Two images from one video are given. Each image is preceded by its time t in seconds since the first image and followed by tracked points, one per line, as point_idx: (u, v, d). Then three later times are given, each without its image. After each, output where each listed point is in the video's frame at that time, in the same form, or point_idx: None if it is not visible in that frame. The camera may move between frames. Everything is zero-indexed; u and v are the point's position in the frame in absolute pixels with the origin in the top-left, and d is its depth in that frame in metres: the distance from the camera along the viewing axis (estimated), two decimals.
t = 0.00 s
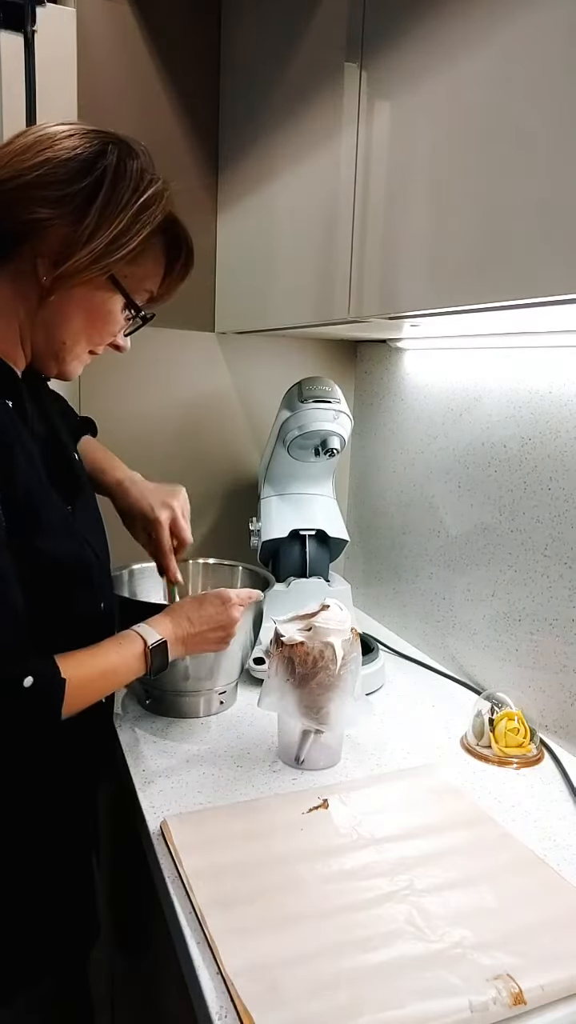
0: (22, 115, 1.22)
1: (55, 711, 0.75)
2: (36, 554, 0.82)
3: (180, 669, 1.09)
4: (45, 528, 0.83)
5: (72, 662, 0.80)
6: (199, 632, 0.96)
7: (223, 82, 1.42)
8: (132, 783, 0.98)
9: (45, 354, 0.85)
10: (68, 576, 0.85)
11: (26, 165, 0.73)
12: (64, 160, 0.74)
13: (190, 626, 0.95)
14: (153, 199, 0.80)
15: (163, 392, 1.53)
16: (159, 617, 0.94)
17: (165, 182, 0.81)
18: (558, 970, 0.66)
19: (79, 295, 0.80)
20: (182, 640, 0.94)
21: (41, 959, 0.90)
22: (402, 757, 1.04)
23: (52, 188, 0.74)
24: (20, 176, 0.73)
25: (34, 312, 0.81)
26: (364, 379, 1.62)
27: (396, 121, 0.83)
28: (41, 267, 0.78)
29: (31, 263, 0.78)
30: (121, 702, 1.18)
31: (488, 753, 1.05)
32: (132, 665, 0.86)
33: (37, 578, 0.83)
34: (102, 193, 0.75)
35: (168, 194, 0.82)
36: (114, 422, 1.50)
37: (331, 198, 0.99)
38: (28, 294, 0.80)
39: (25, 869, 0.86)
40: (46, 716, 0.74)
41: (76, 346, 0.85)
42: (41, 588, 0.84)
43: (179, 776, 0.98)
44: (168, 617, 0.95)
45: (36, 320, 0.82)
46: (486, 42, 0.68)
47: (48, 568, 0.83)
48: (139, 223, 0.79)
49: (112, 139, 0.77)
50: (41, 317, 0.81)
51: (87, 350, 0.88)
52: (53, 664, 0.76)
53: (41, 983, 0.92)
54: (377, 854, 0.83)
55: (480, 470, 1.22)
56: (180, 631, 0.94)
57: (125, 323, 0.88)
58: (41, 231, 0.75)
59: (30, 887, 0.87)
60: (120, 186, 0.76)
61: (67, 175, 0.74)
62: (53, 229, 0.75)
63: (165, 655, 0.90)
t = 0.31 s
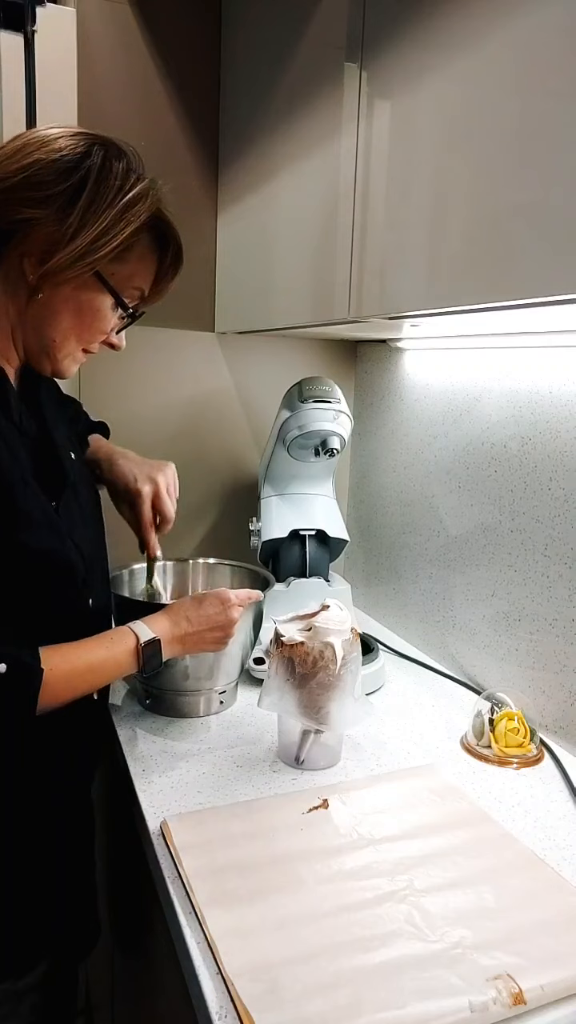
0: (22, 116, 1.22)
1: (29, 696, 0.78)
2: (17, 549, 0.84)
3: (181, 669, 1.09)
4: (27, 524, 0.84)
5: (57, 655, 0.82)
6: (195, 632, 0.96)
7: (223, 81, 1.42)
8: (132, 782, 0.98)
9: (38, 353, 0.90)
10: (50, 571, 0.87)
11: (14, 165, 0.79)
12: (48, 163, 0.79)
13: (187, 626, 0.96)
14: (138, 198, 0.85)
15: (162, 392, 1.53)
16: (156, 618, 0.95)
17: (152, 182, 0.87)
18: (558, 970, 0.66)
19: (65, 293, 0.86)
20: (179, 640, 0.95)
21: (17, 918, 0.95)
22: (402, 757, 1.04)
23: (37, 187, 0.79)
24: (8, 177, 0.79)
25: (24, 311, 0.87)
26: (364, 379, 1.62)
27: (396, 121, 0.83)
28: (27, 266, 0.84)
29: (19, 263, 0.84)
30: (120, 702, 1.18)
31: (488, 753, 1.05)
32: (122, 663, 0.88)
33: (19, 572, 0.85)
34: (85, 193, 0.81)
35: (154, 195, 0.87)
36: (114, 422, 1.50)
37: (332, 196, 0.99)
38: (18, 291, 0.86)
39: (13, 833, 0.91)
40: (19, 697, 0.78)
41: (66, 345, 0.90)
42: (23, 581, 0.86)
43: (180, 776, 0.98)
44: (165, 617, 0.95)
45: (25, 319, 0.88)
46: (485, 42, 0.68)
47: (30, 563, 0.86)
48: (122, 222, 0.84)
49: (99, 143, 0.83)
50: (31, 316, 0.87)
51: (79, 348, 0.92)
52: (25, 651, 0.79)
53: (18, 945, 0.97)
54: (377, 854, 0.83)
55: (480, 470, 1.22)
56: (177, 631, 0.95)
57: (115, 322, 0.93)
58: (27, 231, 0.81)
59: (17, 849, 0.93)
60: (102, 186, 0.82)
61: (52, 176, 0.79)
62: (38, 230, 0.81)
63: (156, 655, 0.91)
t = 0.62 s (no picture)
0: (22, 116, 1.22)
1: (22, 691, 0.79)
2: (8, 542, 0.84)
3: (181, 669, 1.09)
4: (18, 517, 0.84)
5: (50, 646, 0.83)
6: (194, 632, 0.96)
7: (223, 81, 1.42)
8: (132, 782, 0.98)
9: (33, 353, 0.91)
10: (41, 567, 0.87)
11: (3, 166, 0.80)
12: (37, 162, 0.80)
13: (185, 626, 0.96)
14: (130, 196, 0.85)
15: (162, 392, 1.53)
16: (154, 617, 0.95)
17: (143, 180, 0.87)
18: (558, 970, 0.66)
19: (56, 293, 0.86)
20: (176, 640, 0.95)
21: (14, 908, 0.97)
22: (402, 757, 1.04)
23: (26, 187, 0.80)
24: None
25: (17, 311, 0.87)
26: (364, 379, 1.62)
27: (396, 121, 0.83)
28: (18, 266, 0.84)
29: (10, 263, 0.85)
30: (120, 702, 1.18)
31: (488, 753, 1.05)
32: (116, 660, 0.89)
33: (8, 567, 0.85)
34: (74, 193, 0.81)
35: (145, 193, 0.88)
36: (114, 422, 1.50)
37: (333, 195, 0.99)
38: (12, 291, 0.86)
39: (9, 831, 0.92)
40: (9, 692, 0.78)
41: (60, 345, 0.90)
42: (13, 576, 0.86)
43: (180, 776, 0.98)
44: (164, 617, 0.95)
45: (19, 319, 0.88)
46: (485, 42, 0.68)
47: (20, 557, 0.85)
48: (113, 221, 0.84)
49: (90, 142, 0.83)
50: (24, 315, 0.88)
51: (74, 348, 0.93)
52: (17, 646, 0.79)
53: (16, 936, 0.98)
54: (377, 854, 0.83)
55: (480, 470, 1.22)
56: (174, 630, 0.95)
57: (110, 322, 0.92)
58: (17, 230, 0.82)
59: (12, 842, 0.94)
60: (91, 185, 0.82)
61: (41, 176, 0.80)
62: (28, 230, 0.82)
63: (152, 656, 0.91)
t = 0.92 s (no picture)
0: (22, 115, 1.23)
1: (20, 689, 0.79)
2: (5, 538, 0.84)
3: (181, 669, 1.09)
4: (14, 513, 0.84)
5: (48, 644, 0.83)
6: (194, 633, 0.96)
7: (223, 81, 1.42)
8: (132, 782, 0.98)
9: (30, 353, 0.91)
10: (39, 563, 0.87)
11: None
12: (33, 162, 0.80)
13: (185, 626, 0.96)
14: (125, 195, 0.85)
15: (162, 392, 1.53)
16: (155, 617, 0.94)
17: (139, 180, 0.87)
18: (558, 970, 0.66)
19: (52, 293, 0.86)
20: (176, 640, 0.95)
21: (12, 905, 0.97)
22: (402, 757, 1.04)
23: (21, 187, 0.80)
24: None
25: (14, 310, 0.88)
26: (364, 379, 1.62)
27: (396, 122, 0.83)
28: (14, 265, 0.85)
29: (6, 263, 0.85)
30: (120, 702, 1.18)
31: (488, 753, 1.05)
32: (114, 656, 0.88)
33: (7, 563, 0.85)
34: (68, 193, 0.81)
35: (141, 194, 0.88)
36: (114, 421, 1.50)
37: (332, 194, 0.99)
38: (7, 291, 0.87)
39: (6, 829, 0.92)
40: (6, 691, 0.78)
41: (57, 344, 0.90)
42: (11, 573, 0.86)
43: (180, 776, 0.98)
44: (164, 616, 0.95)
45: (15, 319, 0.88)
46: (485, 42, 0.68)
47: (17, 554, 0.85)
48: (107, 220, 0.84)
49: (85, 142, 0.84)
50: (20, 315, 0.88)
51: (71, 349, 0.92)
52: (16, 642, 0.80)
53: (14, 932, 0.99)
54: (377, 854, 0.83)
55: (480, 470, 1.22)
56: (175, 630, 0.95)
57: (107, 322, 0.92)
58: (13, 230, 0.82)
59: (10, 841, 0.94)
60: (86, 185, 0.82)
61: (36, 176, 0.80)
62: (25, 229, 0.82)
63: (151, 656, 0.91)
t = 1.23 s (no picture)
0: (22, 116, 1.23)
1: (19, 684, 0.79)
2: (4, 535, 0.84)
3: (181, 669, 1.09)
4: (13, 511, 0.84)
5: (46, 642, 0.83)
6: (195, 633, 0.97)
7: (223, 81, 1.42)
8: (132, 783, 0.98)
9: (24, 353, 0.91)
10: (38, 559, 0.88)
11: None
12: (27, 162, 0.80)
13: (187, 626, 0.96)
14: (119, 196, 0.85)
15: (162, 392, 1.53)
16: (155, 617, 0.94)
17: (133, 181, 0.87)
18: (558, 970, 0.66)
19: (46, 293, 0.86)
20: (177, 640, 0.95)
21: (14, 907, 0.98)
22: (402, 757, 1.04)
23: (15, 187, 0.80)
24: None
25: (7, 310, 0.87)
26: (364, 379, 1.62)
27: (396, 122, 0.83)
28: (8, 265, 0.85)
29: None
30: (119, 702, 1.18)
31: (488, 753, 1.05)
32: (113, 656, 0.88)
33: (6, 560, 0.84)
34: (62, 195, 0.81)
35: (135, 194, 0.87)
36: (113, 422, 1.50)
37: (333, 194, 0.99)
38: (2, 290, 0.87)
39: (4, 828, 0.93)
40: (2, 691, 0.77)
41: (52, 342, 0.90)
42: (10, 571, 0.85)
43: (180, 776, 0.98)
44: (164, 616, 0.95)
45: (9, 319, 0.88)
46: (485, 43, 0.68)
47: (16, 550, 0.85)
48: (101, 220, 0.84)
49: (79, 143, 0.84)
50: (14, 315, 0.87)
51: (65, 349, 0.92)
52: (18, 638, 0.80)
53: (15, 933, 0.99)
54: (377, 854, 0.83)
55: (480, 469, 1.22)
56: (176, 630, 0.95)
57: (101, 322, 0.93)
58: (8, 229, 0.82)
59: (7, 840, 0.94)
60: (79, 187, 0.82)
61: (30, 177, 0.80)
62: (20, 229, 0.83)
63: (151, 655, 0.91)
